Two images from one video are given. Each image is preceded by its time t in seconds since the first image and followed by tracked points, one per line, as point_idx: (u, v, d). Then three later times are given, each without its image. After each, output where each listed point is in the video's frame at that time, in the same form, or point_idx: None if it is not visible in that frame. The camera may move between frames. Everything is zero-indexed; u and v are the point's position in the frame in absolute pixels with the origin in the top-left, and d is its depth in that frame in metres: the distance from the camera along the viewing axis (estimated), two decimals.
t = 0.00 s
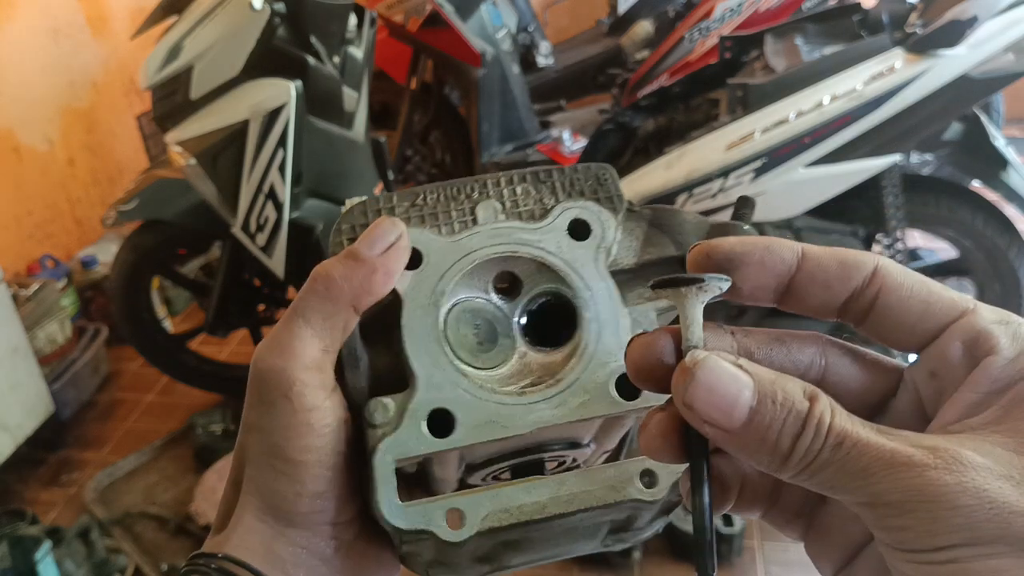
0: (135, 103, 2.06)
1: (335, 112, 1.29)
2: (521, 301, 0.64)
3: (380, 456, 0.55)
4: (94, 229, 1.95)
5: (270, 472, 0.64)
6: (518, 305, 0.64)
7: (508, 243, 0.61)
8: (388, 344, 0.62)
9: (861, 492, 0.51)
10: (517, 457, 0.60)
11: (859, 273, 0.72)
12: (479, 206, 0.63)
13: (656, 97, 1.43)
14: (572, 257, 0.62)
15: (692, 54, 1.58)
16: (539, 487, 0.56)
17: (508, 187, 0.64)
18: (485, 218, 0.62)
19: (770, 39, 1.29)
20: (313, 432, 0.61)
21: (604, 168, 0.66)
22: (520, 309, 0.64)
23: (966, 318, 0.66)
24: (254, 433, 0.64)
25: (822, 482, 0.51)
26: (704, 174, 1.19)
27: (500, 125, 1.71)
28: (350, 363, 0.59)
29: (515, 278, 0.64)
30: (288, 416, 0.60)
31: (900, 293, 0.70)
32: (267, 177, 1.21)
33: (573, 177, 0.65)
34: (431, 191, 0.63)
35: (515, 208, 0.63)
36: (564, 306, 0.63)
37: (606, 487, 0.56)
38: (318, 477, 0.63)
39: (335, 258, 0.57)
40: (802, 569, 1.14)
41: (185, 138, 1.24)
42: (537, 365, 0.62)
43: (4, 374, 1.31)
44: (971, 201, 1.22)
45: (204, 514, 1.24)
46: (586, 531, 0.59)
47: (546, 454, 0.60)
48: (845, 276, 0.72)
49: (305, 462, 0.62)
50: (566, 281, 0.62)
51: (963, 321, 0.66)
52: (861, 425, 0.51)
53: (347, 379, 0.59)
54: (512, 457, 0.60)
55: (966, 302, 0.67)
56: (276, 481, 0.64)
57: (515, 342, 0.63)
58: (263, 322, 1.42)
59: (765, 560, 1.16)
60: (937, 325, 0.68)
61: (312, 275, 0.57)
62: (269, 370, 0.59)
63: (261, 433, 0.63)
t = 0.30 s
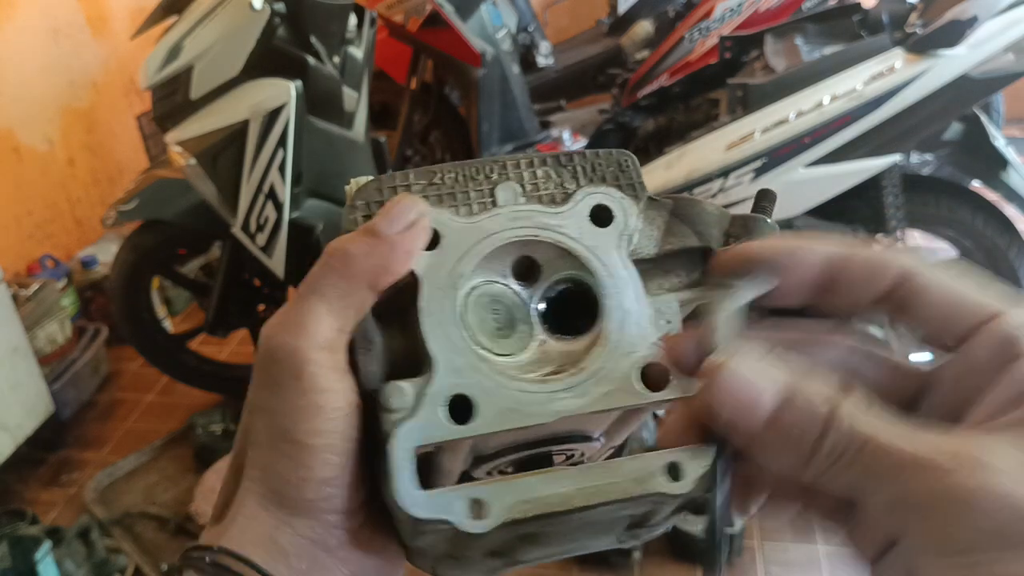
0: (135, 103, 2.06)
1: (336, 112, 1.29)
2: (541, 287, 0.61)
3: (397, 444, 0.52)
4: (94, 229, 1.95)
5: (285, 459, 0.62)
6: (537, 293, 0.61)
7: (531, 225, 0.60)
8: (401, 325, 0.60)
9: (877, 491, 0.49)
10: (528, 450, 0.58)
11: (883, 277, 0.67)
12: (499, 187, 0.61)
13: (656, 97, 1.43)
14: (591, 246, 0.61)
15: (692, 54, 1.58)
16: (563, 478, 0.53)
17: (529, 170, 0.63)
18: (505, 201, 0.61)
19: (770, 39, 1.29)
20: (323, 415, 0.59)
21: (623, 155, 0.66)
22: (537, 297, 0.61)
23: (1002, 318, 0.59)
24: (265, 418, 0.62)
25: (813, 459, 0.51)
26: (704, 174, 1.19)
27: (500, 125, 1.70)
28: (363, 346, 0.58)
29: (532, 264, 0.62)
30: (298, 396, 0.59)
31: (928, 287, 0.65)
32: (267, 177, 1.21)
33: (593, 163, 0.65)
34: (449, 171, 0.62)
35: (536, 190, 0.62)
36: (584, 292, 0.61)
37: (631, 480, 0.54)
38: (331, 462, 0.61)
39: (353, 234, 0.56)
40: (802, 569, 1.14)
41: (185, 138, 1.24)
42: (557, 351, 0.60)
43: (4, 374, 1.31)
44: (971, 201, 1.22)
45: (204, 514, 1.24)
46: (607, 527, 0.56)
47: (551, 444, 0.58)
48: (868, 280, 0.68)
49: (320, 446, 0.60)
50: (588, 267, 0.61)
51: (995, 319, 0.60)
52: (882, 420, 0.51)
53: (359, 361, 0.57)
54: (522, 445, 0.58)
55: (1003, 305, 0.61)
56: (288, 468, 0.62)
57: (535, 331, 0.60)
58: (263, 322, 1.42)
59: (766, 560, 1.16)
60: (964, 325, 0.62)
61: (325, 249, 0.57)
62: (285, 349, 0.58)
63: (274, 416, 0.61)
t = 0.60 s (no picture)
0: (135, 103, 2.06)
1: (336, 112, 1.29)
2: (577, 315, 0.53)
3: (466, 476, 0.44)
4: (94, 229, 1.95)
5: (316, 518, 0.50)
6: (580, 319, 0.53)
7: (571, 246, 0.53)
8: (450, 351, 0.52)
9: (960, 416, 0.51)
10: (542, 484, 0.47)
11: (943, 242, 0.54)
12: (538, 210, 0.55)
13: (656, 97, 1.42)
14: (637, 272, 0.53)
15: (692, 54, 1.58)
16: (647, 506, 0.46)
17: (565, 195, 0.57)
18: (546, 224, 0.55)
19: (769, 39, 1.29)
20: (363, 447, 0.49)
21: (653, 190, 0.61)
22: (576, 327, 0.53)
23: None
24: (299, 467, 0.51)
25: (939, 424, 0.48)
26: (704, 174, 1.20)
27: (500, 125, 1.70)
28: (411, 371, 0.52)
29: (568, 290, 0.53)
30: (350, 427, 0.49)
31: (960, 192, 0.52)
32: (267, 177, 1.21)
33: (623, 195, 0.59)
34: (488, 188, 0.57)
35: (571, 218, 0.56)
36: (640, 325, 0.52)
37: (684, 515, 0.46)
38: (375, 524, 0.50)
39: (411, 249, 0.51)
40: (802, 569, 1.14)
41: (185, 138, 1.24)
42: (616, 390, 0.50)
43: (4, 374, 1.31)
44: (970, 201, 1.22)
45: (204, 514, 1.24)
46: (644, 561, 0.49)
47: (557, 479, 0.47)
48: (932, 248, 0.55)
49: (362, 501, 0.49)
50: (626, 297, 0.53)
51: None
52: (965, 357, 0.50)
53: (406, 387, 0.51)
54: (527, 487, 0.47)
55: None
56: (310, 545, 0.51)
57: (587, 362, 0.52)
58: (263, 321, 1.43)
59: (765, 560, 1.16)
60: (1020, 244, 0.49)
61: (383, 264, 0.52)
62: (337, 372, 0.50)
63: (309, 458, 0.51)
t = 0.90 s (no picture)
0: (135, 102, 2.06)
1: (335, 112, 1.28)
2: (588, 346, 0.55)
3: (485, 514, 0.45)
4: (94, 229, 1.95)
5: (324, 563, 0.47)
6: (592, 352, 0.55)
7: (586, 282, 0.54)
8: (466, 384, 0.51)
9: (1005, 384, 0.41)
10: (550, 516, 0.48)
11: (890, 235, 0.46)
12: (554, 239, 0.55)
13: (656, 97, 1.41)
14: (648, 303, 0.56)
15: (692, 54, 1.58)
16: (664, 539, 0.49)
17: (578, 226, 0.57)
18: (561, 255, 0.55)
19: (769, 39, 1.29)
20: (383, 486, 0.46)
21: (660, 219, 0.62)
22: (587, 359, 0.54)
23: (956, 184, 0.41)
24: (311, 506, 0.48)
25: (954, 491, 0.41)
26: (703, 174, 1.21)
27: (500, 124, 1.70)
28: (426, 403, 0.50)
29: (579, 322, 0.55)
30: (370, 466, 0.47)
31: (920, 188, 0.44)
32: (267, 177, 1.21)
33: (635, 224, 0.60)
34: (505, 216, 0.55)
35: (585, 249, 0.56)
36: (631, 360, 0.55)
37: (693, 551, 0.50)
38: (388, 566, 0.47)
39: (431, 280, 0.49)
40: (803, 569, 1.14)
41: (185, 138, 1.25)
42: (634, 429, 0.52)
43: (4, 374, 1.31)
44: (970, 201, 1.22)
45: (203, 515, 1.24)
46: None
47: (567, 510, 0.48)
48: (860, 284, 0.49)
49: (380, 541, 0.47)
50: (635, 328, 0.56)
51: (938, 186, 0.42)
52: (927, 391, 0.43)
53: (421, 420, 0.49)
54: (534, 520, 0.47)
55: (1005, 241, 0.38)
56: None
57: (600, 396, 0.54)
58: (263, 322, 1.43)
59: (766, 560, 1.16)
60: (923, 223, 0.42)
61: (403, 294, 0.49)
62: (356, 410, 0.47)
63: (321, 497, 0.48)
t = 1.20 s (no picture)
0: (135, 103, 2.06)
1: (335, 112, 1.28)
2: (592, 361, 0.54)
3: (488, 531, 0.44)
4: (94, 228, 1.95)
5: None
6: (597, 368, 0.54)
7: (593, 298, 0.54)
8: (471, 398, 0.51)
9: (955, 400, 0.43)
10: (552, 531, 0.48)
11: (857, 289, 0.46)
12: (560, 253, 0.55)
13: (656, 97, 1.41)
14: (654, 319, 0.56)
15: (692, 54, 1.58)
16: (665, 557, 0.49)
17: (585, 241, 0.57)
18: (567, 270, 0.54)
19: (769, 39, 1.29)
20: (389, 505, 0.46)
21: (668, 235, 0.61)
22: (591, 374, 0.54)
23: (887, 248, 0.44)
24: (316, 519, 0.47)
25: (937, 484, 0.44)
26: (703, 174, 1.21)
27: (500, 125, 1.70)
28: (430, 418, 0.50)
29: (584, 337, 0.54)
30: (373, 483, 0.46)
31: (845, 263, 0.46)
32: (267, 177, 1.21)
33: (642, 240, 0.59)
34: (512, 230, 0.55)
35: (591, 265, 0.56)
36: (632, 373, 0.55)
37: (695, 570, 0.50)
38: None
39: (437, 293, 0.48)
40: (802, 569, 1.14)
41: (185, 138, 1.25)
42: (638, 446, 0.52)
43: (4, 374, 1.31)
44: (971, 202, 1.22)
45: (204, 515, 1.24)
46: None
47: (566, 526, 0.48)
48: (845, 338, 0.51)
49: (383, 556, 0.47)
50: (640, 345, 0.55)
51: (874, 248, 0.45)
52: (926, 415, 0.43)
53: (425, 435, 0.49)
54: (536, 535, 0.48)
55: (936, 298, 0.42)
56: None
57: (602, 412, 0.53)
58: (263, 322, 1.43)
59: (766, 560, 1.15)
60: (860, 286, 0.45)
61: (411, 307, 0.47)
62: (361, 426, 0.46)
63: (325, 512, 0.47)
